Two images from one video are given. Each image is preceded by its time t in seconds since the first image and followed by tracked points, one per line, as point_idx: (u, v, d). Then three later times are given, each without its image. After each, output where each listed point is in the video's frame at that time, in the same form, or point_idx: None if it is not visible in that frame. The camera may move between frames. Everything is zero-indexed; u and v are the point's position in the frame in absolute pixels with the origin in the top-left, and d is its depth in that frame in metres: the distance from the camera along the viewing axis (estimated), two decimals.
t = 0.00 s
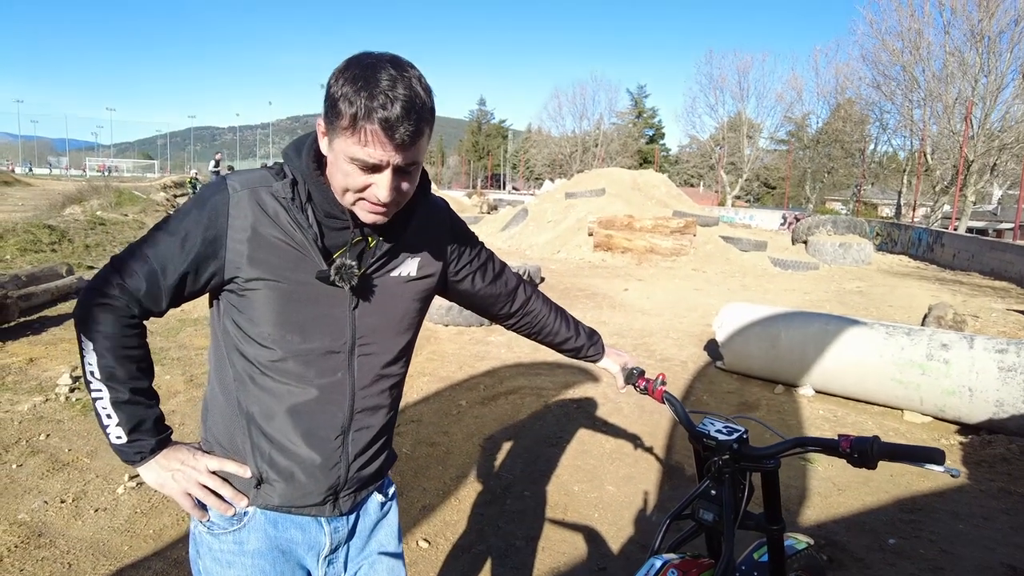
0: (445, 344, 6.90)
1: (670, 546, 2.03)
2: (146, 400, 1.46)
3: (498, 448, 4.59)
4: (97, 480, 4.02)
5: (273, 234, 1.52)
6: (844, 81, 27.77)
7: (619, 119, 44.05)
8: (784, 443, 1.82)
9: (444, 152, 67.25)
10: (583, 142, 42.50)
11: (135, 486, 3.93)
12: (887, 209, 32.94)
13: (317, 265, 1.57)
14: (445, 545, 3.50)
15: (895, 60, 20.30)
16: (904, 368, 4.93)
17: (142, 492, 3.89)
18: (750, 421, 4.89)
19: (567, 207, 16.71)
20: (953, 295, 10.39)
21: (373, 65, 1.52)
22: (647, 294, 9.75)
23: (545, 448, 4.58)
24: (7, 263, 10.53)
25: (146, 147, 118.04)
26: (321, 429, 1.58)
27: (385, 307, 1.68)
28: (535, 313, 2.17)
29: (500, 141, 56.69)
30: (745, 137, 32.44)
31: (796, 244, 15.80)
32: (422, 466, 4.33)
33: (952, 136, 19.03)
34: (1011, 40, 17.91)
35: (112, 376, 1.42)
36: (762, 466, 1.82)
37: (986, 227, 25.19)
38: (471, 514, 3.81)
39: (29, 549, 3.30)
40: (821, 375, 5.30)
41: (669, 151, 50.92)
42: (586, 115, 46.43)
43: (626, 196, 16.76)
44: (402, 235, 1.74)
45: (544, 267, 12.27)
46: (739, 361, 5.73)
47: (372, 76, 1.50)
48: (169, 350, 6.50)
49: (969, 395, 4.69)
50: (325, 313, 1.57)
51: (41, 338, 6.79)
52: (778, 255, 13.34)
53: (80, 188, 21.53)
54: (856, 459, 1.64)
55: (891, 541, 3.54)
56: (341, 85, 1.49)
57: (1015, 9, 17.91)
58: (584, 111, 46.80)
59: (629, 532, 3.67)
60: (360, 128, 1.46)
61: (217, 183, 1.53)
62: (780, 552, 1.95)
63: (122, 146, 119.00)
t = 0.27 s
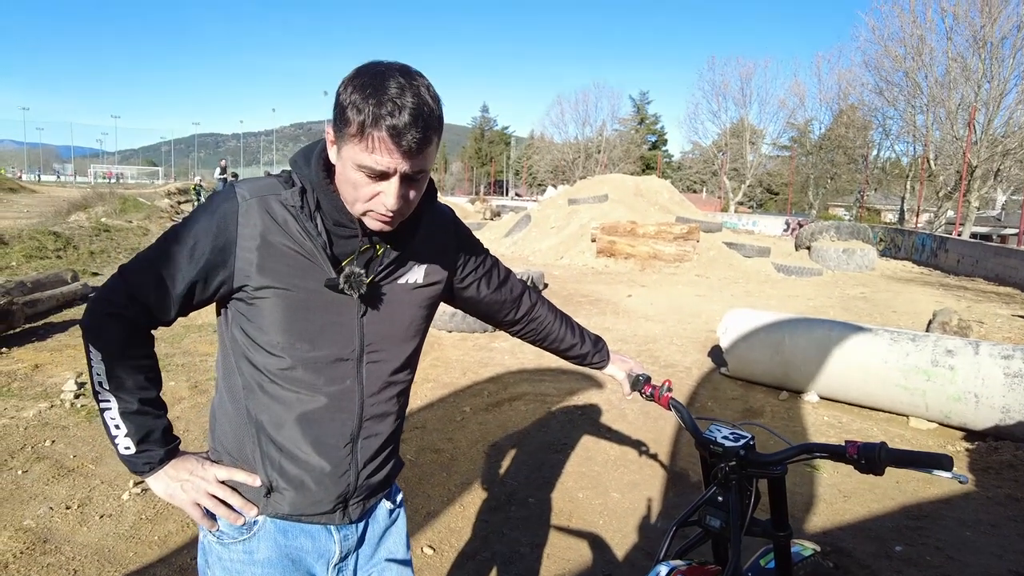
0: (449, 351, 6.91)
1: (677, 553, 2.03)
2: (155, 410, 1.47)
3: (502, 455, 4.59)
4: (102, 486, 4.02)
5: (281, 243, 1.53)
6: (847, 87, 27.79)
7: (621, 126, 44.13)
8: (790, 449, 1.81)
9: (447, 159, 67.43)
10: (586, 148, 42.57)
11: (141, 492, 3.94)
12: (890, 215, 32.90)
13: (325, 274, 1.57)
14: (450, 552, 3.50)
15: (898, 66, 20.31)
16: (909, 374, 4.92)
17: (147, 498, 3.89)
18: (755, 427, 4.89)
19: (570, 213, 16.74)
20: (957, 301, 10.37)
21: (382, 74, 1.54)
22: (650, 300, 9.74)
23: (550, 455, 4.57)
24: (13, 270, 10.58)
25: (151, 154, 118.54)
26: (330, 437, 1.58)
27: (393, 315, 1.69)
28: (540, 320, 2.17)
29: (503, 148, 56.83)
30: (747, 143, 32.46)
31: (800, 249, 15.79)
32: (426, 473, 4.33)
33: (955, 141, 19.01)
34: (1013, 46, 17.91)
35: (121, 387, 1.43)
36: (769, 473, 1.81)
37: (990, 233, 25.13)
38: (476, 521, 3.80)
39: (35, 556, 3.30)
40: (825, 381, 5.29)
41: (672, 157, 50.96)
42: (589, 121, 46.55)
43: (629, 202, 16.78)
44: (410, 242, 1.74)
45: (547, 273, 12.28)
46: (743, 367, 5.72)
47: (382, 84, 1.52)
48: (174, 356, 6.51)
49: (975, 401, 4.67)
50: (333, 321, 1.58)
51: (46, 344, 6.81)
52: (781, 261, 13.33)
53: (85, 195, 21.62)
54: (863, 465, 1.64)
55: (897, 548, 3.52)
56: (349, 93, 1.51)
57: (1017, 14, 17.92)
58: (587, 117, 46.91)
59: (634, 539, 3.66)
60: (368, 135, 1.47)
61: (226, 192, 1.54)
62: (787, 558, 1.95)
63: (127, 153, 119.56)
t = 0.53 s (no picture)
0: (452, 356, 6.91)
1: (683, 558, 2.02)
2: (161, 417, 1.46)
3: (506, 460, 4.58)
4: (106, 491, 4.02)
5: (289, 249, 1.53)
6: (849, 92, 27.81)
7: (624, 131, 44.19)
8: (797, 454, 1.80)
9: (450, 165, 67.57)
10: (588, 154, 42.64)
11: (144, 497, 3.94)
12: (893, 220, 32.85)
13: (332, 279, 1.58)
14: (454, 557, 3.49)
15: (900, 71, 20.32)
16: (914, 379, 4.91)
17: (151, 504, 3.89)
18: (760, 432, 4.87)
19: (573, 218, 16.75)
20: (962, 306, 10.34)
21: (393, 79, 1.55)
22: (654, 305, 9.74)
23: (554, 460, 4.56)
24: (18, 275, 10.62)
25: (155, 161, 119.05)
26: (336, 443, 1.58)
27: (399, 321, 1.69)
28: (546, 325, 2.17)
29: (505, 154, 56.95)
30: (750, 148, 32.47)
31: (803, 254, 15.76)
32: (430, 479, 4.33)
33: (958, 146, 18.99)
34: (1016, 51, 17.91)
35: (126, 394, 1.43)
36: (775, 478, 1.80)
37: (994, 237, 25.07)
38: (480, 526, 3.79)
39: (38, 561, 3.30)
40: (830, 386, 5.27)
41: (674, 162, 50.99)
42: (592, 127, 46.62)
43: (632, 207, 16.79)
44: (417, 248, 1.75)
45: (550, 279, 12.28)
46: (747, 372, 5.70)
47: (392, 90, 1.52)
48: (178, 362, 6.52)
49: (980, 406, 4.65)
50: (340, 327, 1.58)
51: (50, 349, 6.83)
52: (785, 266, 13.31)
53: (89, 201, 21.70)
54: (870, 470, 1.63)
55: (904, 554, 3.50)
56: (360, 99, 1.51)
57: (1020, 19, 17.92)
58: (589, 123, 47.00)
59: (639, 545, 3.65)
60: (379, 140, 1.47)
61: (233, 197, 1.54)
62: (794, 565, 1.94)
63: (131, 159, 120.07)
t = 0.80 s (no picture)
0: (455, 359, 6.89)
1: (690, 561, 2.00)
2: (166, 421, 1.45)
3: (510, 464, 4.56)
4: (109, 495, 4.01)
5: (295, 249, 1.53)
6: (851, 95, 27.79)
7: (626, 135, 44.20)
8: (805, 456, 1.79)
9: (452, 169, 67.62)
10: (590, 157, 42.66)
11: (147, 501, 3.93)
12: (896, 223, 32.79)
13: (339, 279, 1.57)
14: (458, 561, 3.48)
15: (903, 74, 20.29)
16: (920, 382, 4.88)
17: (154, 507, 3.88)
18: (765, 434, 4.85)
19: (575, 221, 16.74)
20: (966, 309, 10.30)
21: (399, 74, 1.54)
22: (657, 308, 9.71)
23: (558, 464, 4.54)
24: (21, 279, 10.63)
25: (158, 165, 119.39)
26: (343, 444, 1.57)
27: (406, 322, 1.68)
28: (551, 326, 2.16)
29: (508, 157, 56.97)
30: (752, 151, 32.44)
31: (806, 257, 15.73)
32: (434, 482, 4.31)
33: (961, 149, 18.93)
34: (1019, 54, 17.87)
35: (132, 396, 1.41)
36: (783, 479, 1.79)
37: (997, 240, 24.99)
38: (484, 530, 3.77)
39: (41, 564, 3.29)
40: (834, 389, 5.25)
41: (677, 165, 50.97)
42: (594, 130, 46.62)
43: (634, 210, 16.77)
44: (422, 246, 1.74)
45: (553, 282, 12.26)
46: (751, 375, 5.68)
47: (399, 85, 1.52)
48: (181, 365, 6.52)
49: (987, 409, 4.62)
50: (346, 327, 1.57)
51: (54, 353, 6.83)
52: (788, 269, 13.28)
53: (93, 205, 21.75)
54: (880, 472, 1.62)
55: (911, 558, 3.48)
56: (367, 94, 1.51)
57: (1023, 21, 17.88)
58: (592, 126, 47.01)
59: (644, 549, 3.63)
60: (386, 135, 1.47)
61: (240, 197, 1.53)
62: (801, 567, 1.92)
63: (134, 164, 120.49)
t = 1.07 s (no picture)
0: (457, 361, 6.90)
1: (692, 563, 2.00)
2: (171, 422, 1.46)
3: (512, 465, 4.56)
4: (112, 496, 4.02)
5: (300, 250, 1.53)
6: (853, 97, 27.79)
7: (628, 136, 44.23)
8: (808, 457, 1.79)
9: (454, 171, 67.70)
10: (592, 159, 42.70)
11: (150, 503, 3.94)
12: (898, 225, 32.75)
13: (343, 280, 1.57)
14: (460, 563, 3.48)
15: (905, 75, 20.29)
16: (922, 384, 4.87)
17: (157, 509, 3.88)
18: (767, 436, 4.85)
19: (577, 223, 16.75)
20: (969, 310, 10.29)
21: (402, 75, 1.55)
22: (659, 310, 9.71)
23: (560, 465, 4.54)
24: (24, 281, 10.66)
25: (160, 167, 119.63)
26: (347, 445, 1.57)
27: (409, 322, 1.69)
28: (554, 327, 2.16)
29: (510, 159, 56.99)
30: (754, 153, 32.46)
31: (808, 259, 15.72)
32: (436, 484, 4.31)
33: (964, 150, 18.92)
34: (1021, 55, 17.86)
35: (135, 397, 1.42)
36: (786, 481, 1.79)
37: (1000, 241, 24.94)
38: (487, 532, 3.77)
39: (45, 566, 3.30)
40: (837, 391, 5.24)
41: (679, 167, 50.97)
42: (595, 132, 46.66)
43: (636, 212, 16.77)
44: (425, 247, 1.75)
45: (555, 284, 12.26)
46: (753, 377, 5.68)
47: (402, 86, 1.53)
48: (183, 367, 6.53)
49: (990, 411, 4.61)
50: (349, 328, 1.57)
51: (57, 354, 6.85)
52: (790, 271, 13.28)
53: (96, 208, 21.80)
54: (882, 473, 1.62)
55: (914, 560, 3.47)
56: (370, 95, 1.52)
57: None
58: (593, 128, 47.04)
59: (646, 550, 3.62)
60: (389, 135, 1.48)
61: (244, 198, 1.54)
62: (804, 569, 1.92)
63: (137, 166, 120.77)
